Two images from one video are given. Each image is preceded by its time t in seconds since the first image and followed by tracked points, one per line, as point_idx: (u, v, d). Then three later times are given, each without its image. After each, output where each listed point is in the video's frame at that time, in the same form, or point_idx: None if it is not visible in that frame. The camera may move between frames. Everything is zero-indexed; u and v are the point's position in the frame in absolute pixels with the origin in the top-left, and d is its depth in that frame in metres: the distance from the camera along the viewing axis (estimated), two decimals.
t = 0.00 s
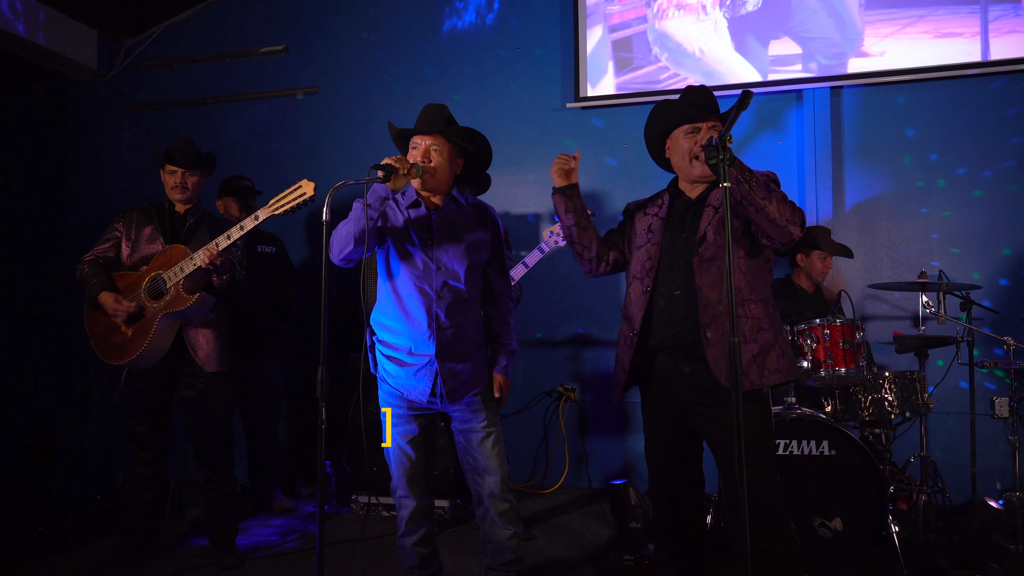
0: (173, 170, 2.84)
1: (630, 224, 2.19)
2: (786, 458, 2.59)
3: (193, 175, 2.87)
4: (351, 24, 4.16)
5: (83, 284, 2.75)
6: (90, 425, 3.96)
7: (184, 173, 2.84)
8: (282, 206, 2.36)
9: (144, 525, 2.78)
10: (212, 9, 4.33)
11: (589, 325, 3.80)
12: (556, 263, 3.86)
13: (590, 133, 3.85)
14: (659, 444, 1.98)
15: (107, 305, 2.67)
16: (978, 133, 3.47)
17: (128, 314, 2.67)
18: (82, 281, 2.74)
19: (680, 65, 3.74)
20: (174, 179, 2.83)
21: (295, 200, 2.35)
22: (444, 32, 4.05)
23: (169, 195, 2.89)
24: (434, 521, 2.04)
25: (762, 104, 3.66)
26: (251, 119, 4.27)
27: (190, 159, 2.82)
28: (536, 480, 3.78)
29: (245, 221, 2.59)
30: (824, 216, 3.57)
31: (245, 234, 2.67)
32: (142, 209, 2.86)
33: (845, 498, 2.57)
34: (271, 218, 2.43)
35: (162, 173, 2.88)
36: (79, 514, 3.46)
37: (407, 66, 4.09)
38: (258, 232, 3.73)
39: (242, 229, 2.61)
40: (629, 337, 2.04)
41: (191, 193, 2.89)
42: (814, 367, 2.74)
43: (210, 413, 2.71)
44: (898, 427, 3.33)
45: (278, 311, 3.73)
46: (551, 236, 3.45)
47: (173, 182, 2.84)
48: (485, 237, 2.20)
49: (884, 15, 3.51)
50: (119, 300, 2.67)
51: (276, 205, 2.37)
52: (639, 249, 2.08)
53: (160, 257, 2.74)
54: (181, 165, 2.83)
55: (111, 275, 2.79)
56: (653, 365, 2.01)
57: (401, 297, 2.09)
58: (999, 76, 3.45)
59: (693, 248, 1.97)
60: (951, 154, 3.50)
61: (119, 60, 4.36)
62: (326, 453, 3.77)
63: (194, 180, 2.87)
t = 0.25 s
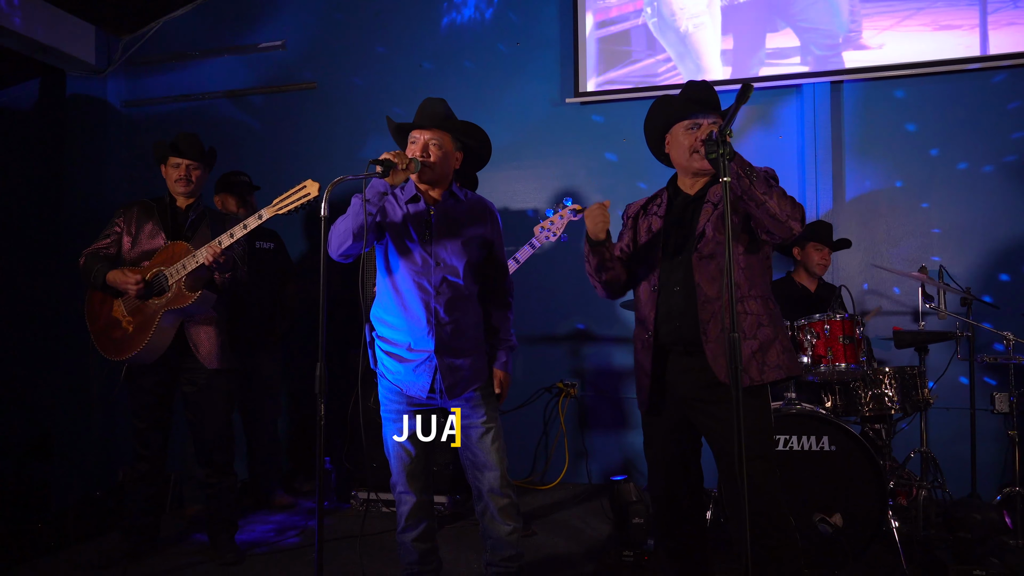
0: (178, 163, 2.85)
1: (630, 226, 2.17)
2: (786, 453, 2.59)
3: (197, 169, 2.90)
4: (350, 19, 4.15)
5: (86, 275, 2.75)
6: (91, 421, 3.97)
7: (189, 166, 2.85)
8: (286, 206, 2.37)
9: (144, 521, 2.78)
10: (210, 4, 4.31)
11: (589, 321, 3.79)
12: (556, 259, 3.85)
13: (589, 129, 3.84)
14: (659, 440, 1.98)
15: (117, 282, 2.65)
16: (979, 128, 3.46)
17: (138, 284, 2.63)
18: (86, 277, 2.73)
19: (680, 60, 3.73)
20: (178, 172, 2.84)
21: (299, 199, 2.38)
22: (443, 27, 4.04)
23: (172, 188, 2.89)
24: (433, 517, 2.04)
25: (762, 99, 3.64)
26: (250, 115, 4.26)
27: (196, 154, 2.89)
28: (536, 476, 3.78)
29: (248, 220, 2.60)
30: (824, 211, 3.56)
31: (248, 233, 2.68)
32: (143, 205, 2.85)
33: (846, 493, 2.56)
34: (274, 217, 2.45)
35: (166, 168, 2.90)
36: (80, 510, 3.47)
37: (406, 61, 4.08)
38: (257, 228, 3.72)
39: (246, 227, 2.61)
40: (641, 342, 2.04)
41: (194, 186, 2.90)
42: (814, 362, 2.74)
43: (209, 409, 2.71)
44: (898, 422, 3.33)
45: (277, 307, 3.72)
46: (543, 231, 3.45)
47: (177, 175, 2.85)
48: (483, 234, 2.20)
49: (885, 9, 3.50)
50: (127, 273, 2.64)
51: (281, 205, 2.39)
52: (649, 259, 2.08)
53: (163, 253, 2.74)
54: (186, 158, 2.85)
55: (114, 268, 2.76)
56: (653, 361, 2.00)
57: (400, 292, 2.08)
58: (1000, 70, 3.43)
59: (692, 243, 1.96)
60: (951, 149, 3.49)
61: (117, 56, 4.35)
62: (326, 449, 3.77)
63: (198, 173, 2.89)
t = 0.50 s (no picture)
0: (185, 160, 2.90)
1: (629, 227, 2.16)
2: (787, 449, 2.58)
3: (204, 166, 2.94)
4: (349, 14, 4.13)
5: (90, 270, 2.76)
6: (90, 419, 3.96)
7: (195, 162, 2.89)
8: (289, 195, 2.35)
9: (144, 518, 2.78)
10: None
11: (589, 316, 3.78)
12: (556, 255, 3.84)
13: (589, 124, 3.82)
14: (658, 436, 1.97)
15: (120, 285, 2.65)
16: (979, 122, 3.45)
17: (138, 292, 2.63)
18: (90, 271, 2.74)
19: (680, 55, 3.71)
20: (185, 169, 2.88)
21: (301, 190, 2.35)
22: (442, 22, 4.02)
23: (178, 184, 2.92)
24: (433, 513, 2.04)
25: (762, 94, 3.63)
26: (249, 111, 4.24)
27: (203, 150, 2.95)
28: (536, 472, 3.78)
29: (251, 213, 2.53)
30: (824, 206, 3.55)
31: (250, 227, 2.61)
32: (148, 199, 2.87)
33: (846, 488, 2.56)
34: (276, 209, 2.42)
35: (173, 164, 2.95)
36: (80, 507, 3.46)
37: (405, 56, 4.06)
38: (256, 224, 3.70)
39: (248, 221, 2.54)
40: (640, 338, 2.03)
41: (200, 183, 2.93)
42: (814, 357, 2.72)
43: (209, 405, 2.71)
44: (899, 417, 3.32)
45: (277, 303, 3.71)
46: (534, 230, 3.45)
47: (184, 171, 2.89)
48: (483, 229, 2.18)
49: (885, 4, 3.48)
50: (132, 278, 2.65)
51: (282, 196, 2.38)
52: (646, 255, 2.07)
53: (166, 248, 2.74)
54: (193, 155, 2.90)
55: (118, 262, 2.77)
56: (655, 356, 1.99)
57: (398, 289, 2.07)
58: (1001, 65, 3.42)
59: (692, 239, 1.95)
60: (952, 144, 3.48)
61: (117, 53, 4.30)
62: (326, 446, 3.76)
63: (204, 170, 2.93)
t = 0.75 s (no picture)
0: (192, 153, 2.87)
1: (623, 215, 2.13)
2: (786, 444, 2.58)
3: (211, 160, 2.92)
4: (346, 8, 4.11)
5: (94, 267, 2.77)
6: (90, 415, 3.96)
7: (202, 156, 2.87)
8: (289, 203, 2.34)
9: (144, 514, 2.78)
10: None
11: (588, 311, 3.77)
12: (555, 250, 3.83)
13: (588, 118, 3.81)
14: (658, 430, 1.97)
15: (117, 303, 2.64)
16: (980, 116, 3.44)
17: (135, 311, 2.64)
18: (93, 266, 2.75)
19: (679, 48, 3.67)
20: (192, 163, 2.85)
21: (302, 197, 2.34)
22: (441, 16, 4.00)
23: (185, 178, 2.89)
24: (432, 508, 2.04)
25: (762, 88, 3.61)
26: (247, 107, 4.23)
27: (212, 145, 2.93)
28: (536, 467, 3.77)
29: (252, 218, 2.55)
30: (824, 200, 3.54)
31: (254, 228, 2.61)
32: (154, 192, 2.85)
33: (846, 482, 2.55)
34: (278, 214, 2.41)
35: (180, 158, 2.91)
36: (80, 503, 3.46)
37: (404, 51, 4.04)
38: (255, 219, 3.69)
39: (249, 225, 2.56)
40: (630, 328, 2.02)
41: (207, 177, 2.90)
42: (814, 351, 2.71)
43: (208, 401, 2.70)
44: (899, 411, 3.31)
45: (276, 299, 3.70)
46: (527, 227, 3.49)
47: (191, 165, 2.86)
48: (481, 224, 2.17)
49: None
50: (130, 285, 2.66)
51: (284, 202, 2.36)
52: (637, 241, 2.04)
53: (168, 248, 2.73)
54: (200, 148, 2.88)
55: (121, 261, 2.78)
56: (655, 351, 1.98)
57: (396, 285, 2.06)
58: (1002, 57, 3.40)
59: (692, 232, 1.94)
60: (953, 137, 3.46)
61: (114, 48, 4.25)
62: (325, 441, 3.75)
63: (211, 165, 2.91)
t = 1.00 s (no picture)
0: (205, 151, 2.83)
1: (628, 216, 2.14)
2: (787, 438, 2.57)
3: (223, 158, 2.88)
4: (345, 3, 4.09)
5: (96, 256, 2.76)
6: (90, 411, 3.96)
7: (214, 154, 2.83)
8: (289, 206, 2.27)
9: (143, 509, 2.78)
10: None
11: (588, 306, 3.77)
12: (555, 245, 3.82)
13: (588, 113, 3.79)
14: (657, 425, 1.96)
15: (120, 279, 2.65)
16: (981, 110, 3.42)
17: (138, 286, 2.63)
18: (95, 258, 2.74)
19: (679, 42, 3.67)
20: (204, 160, 2.82)
21: (303, 199, 2.27)
22: (440, 10, 3.98)
23: (195, 174, 2.85)
24: (432, 503, 2.04)
25: (762, 82, 3.60)
26: (246, 102, 4.21)
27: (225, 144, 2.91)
28: (536, 462, 3.78)
29: (252, 218, 2.50)
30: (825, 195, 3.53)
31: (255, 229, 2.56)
32: (163, 186, 2.85)
33: (847, 477, 2.54)
34: (278, 218, 2.36)
35: (191, 153, 2.89)
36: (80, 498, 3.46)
37: (403, 45, 4.02)
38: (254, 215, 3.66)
39: (250, 226, 2.52)
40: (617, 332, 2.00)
41: (217, 174, 2.87)
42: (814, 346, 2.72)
43: (207, 397, 2.70)
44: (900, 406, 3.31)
45: (275, 294, 3.69)
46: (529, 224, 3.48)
47: (202, 162, 2.83)
48: (480, 220, 2.16)
49: None
50: (130, 274, 2.65)
51: (285, 204, 2.29)
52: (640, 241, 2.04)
53: (170, 243, 2.70)
54: (213, 146, 2.83)
55: (124, 253, 2.76)
56: (656, 346, 1.97)
57: (395, 280, 2.05)
58: (1003, 51, 3.39)
59: (693, 228, 1.93)
60: (954, 132, 3.45)
61: (111, 42, 4.21)
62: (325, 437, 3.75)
63: (223, 162, 2.87)
